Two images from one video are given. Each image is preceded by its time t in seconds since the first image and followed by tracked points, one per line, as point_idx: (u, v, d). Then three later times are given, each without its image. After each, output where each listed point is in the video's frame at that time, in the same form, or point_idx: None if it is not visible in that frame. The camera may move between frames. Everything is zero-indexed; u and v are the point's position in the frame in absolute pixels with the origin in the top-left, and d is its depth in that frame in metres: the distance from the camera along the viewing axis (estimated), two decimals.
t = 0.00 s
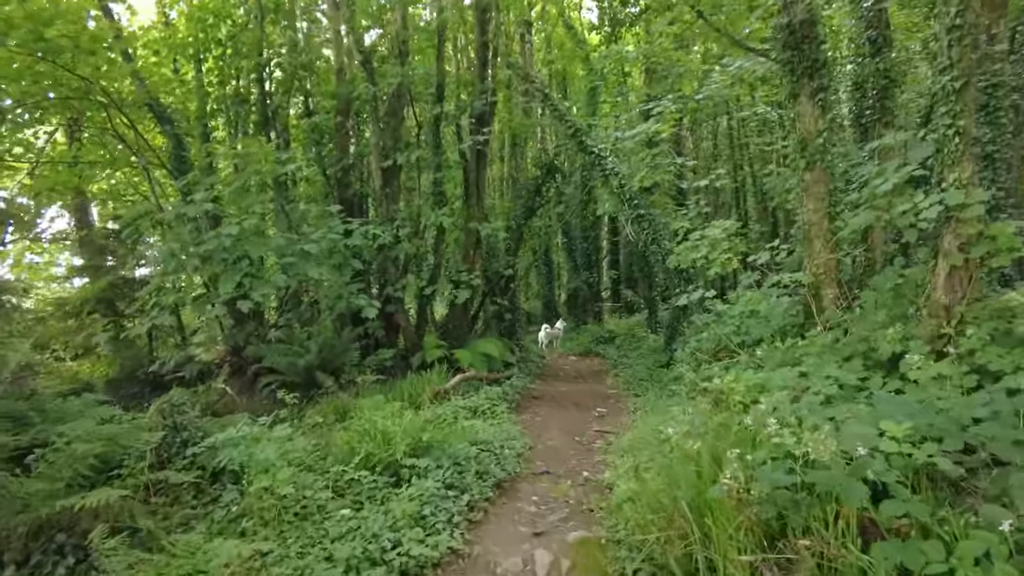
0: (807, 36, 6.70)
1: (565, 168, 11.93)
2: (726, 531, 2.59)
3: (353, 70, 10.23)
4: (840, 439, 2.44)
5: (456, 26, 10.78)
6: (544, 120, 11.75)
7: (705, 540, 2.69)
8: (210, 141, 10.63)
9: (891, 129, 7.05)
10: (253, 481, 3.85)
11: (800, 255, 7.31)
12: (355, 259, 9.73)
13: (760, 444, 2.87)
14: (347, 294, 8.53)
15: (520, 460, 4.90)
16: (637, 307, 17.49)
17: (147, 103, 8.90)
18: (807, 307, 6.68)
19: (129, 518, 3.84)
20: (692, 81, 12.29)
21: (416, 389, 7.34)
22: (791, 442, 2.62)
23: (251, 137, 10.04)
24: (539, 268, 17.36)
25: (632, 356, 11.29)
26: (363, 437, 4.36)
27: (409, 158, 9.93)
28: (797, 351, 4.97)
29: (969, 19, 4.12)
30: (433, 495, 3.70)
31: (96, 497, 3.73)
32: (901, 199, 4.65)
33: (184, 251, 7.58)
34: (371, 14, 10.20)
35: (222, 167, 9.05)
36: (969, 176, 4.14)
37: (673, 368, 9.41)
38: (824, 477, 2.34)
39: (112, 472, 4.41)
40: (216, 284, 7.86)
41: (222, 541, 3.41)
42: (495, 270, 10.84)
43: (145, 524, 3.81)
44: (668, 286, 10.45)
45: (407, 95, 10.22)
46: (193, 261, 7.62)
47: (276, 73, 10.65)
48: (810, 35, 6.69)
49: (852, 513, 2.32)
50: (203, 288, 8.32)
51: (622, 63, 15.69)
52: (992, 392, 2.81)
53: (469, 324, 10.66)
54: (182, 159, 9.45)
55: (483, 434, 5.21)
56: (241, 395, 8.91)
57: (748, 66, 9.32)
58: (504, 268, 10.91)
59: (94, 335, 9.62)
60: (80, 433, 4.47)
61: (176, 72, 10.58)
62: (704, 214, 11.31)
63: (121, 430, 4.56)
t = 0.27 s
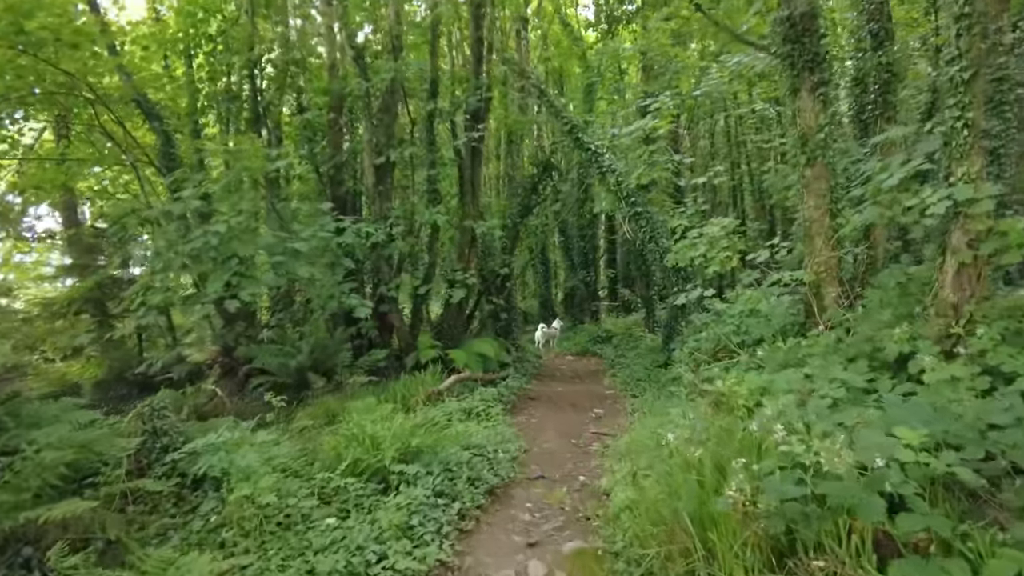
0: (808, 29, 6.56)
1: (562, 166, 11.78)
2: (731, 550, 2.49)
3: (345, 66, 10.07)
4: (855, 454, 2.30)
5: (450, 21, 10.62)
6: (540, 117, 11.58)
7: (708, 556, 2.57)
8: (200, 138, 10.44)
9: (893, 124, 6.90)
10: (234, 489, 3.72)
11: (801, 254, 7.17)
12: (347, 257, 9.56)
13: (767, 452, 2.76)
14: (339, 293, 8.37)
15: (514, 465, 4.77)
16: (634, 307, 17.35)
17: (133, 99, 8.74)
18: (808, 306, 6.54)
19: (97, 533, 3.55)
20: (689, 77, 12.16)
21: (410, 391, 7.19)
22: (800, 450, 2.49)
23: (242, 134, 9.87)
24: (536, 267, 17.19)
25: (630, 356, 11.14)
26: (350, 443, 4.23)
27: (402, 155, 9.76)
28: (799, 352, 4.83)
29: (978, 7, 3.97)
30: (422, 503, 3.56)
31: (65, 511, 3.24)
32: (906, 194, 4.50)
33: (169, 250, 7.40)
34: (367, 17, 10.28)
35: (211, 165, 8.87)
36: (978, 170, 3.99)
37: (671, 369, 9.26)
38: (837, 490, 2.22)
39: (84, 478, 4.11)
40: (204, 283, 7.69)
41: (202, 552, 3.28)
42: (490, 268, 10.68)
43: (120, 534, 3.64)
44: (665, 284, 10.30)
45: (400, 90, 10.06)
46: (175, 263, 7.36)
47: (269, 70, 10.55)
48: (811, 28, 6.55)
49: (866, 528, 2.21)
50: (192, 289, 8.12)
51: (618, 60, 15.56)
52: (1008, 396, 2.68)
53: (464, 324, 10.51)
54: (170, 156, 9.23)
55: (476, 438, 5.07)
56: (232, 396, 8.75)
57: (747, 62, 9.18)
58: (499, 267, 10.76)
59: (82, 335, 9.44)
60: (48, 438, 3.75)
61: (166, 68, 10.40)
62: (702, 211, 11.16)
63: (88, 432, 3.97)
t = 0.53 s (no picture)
0: (811, 21, 6.44)
1: (560, 163, 11.61)
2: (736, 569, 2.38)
3: (340, 61, 9.91)
4: (874, 465, 2.15)
5: (447, 16, 10.47)
6: (538, 113, 11.42)
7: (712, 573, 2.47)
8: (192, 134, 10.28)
9: (898, 119, 6.74)
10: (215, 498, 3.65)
11: (803, 251, 7.04)
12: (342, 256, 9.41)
13: (776, 463, 2.65)
14: (333, 292, 8.21)
15: (510, 470, 4.64)
16: (633, 306, 17.19)
17: (124, 96, 8.69)
18: (811, 305, 6.40)
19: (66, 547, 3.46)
20: (689, 73, 11.98)
21: (405, 392, 7.04)
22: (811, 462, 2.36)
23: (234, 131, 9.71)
24: (534, 265, 17.04)
25: (629, 356, 11.00)
26: (337, 450, 4.15)
27: (397, 151, 9.60)
28: (804, 353, 4.69)
29: None
30: (411, 513, 3.46)
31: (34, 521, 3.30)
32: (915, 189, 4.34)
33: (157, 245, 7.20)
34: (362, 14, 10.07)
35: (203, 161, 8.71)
36: (990, 163, 3.85)
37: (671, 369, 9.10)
38: (855, 506, 2.08)
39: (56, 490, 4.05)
40: (194, 282, 7.52)
41: (179, 565, 3.23)
42: (487, 267, 10.52)
43: (94, 546, 3.51)
44: (665, 283, 10.13)
45: (396, 86, 9.89)
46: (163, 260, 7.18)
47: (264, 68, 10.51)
48: (813, 20, 6.42)
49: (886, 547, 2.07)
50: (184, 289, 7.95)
51: (617, 57, 15.38)
52: None
53: (461, 323, 10.36)
54: (161, 152, 9.12)
55: (471, 441, 4.93)
56: (225, 397, 8.61)
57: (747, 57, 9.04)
58: (497, 265, 10.60)
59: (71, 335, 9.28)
60: (23, 446, 3.92)
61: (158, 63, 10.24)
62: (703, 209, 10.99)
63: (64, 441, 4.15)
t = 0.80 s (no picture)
0: (814, 17, 6.35)
1: (559, 162, 11.52)
2: None
3: (337, 59, 9.81)
4: (895, 475, 2.05)
5: (445, 13, 10.38)
6: (537, 112, 11.33)
7: None
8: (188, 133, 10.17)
9: (902, 116, 6.63)
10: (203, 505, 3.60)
11: (805, 252, 6.95)
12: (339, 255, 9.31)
13: (785, 471, 2.57)
14: (329, 292, 8.11)
15: (509, 474, 4.56)
16: (633, 306, 17.09)
17: (118, 95, 8.46)
18: (814, 305, 6.29)
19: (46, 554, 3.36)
20: (690, 72, 11.88)
21: (401, 394, 6.94)
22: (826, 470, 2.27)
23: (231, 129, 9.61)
24: (533, 266, 16.94)
25: (629, 357, 10.90)
26: (331, 454, 4.09)
27: (395, 149, 9.50)
28: (808, 354, 4.60)
29: None
30: (406, 520, 3.38)
31: (12, 531, 3.21)
32: (923, 187, 4.24)
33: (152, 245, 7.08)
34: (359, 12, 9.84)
35: (198, 160, 8.61)
36: (1001, 160, 3.75)
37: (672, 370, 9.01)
38: (872, 520, 1.99)
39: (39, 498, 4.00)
40: (188, 282, 7.42)
41: None
42: (486, 267, 10.42)
43: (75, 556, 3.44)
44: (665, 283, 10.03)
45: (393, 84, 9.79)
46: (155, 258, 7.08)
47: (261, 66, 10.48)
48: (817, 16, 6.33)
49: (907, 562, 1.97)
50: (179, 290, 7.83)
51: (617, 56, 15.28)
52: None
53: (459, 324, 10.26)
54: (155, 151, 8.89)
55: (469, 445, 4.84)
56: (220, 399, 8.52)
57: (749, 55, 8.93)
58: (496, 265, 10.51)
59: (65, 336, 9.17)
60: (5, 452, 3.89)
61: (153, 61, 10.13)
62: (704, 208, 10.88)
63: (47, 444, 4.11)
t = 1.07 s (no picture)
0: (818, 15, 6.26)
1: (560, 163, 11.44)
2: None
3: (336, 58, 9.73)
4: (922, 490, 1.99)
5: (445, 13, 10.30)
6: (537, 112, 11.24)
7: None
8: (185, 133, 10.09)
9: (908, 116, 6.54)
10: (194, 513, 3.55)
11: (809, 253, 6.86)
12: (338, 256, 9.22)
13: (798, 481, 2.48)
14: (327, 293, 8.02)
15: (509, 480, 4.48)
16: (634, 308, 17.01)
17: (114, 94, 8.41)
18: (819, 307, 6.18)
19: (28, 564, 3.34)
20: (691, 72, 11.80)
21: (400, 396, 6.85)
22: (843, 482, 2.18)
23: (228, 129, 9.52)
24: (533, 267, 16.84)
25: (630, 359, 10.82)
26: (327, 459, 4.02)
27: (394, 149, 9.41)
28: (814, 358, 4.51)
29: None
30: (403, 529, 3.29)
31: None
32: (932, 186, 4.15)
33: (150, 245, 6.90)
34: (359, 12, 9.74)
35: (195, 160, 8.51)
36: (1014, 159, 3.65)
37: (673, 372, 8.92)
38: (898, 536, 1.91)
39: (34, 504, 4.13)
40: (184, 283, 7.34)
41: None
42: (486, 268, 10.33)
43: (60, 566, 3.40)
44: (667, 284, 9.94)
45: (393, 84, 9.70)
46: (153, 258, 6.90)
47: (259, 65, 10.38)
48: (821, 14, 6.24)
49: None
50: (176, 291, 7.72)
51: (617, 57, 15.19)
52: None
53: (459, 326, 10.16)
54: (152, 150, 8.89)
55: (468, 449, 4.76)
56: (217, 401, 8.43)
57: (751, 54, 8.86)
58: (495, 266, 10.43)
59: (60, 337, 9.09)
60: None
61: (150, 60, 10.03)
62: (706, 209, 10.79)
63: (31, 452, 4.12)
